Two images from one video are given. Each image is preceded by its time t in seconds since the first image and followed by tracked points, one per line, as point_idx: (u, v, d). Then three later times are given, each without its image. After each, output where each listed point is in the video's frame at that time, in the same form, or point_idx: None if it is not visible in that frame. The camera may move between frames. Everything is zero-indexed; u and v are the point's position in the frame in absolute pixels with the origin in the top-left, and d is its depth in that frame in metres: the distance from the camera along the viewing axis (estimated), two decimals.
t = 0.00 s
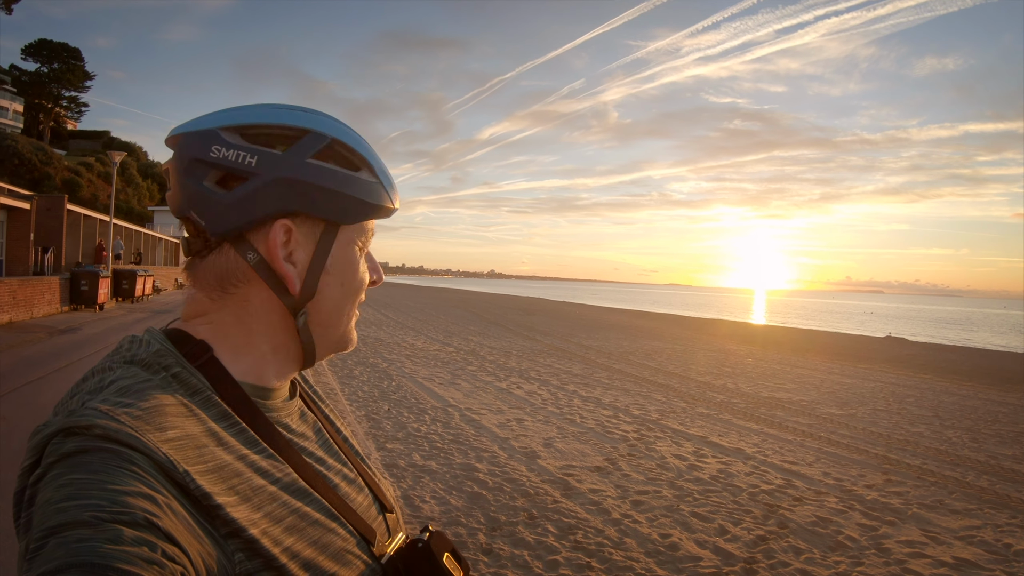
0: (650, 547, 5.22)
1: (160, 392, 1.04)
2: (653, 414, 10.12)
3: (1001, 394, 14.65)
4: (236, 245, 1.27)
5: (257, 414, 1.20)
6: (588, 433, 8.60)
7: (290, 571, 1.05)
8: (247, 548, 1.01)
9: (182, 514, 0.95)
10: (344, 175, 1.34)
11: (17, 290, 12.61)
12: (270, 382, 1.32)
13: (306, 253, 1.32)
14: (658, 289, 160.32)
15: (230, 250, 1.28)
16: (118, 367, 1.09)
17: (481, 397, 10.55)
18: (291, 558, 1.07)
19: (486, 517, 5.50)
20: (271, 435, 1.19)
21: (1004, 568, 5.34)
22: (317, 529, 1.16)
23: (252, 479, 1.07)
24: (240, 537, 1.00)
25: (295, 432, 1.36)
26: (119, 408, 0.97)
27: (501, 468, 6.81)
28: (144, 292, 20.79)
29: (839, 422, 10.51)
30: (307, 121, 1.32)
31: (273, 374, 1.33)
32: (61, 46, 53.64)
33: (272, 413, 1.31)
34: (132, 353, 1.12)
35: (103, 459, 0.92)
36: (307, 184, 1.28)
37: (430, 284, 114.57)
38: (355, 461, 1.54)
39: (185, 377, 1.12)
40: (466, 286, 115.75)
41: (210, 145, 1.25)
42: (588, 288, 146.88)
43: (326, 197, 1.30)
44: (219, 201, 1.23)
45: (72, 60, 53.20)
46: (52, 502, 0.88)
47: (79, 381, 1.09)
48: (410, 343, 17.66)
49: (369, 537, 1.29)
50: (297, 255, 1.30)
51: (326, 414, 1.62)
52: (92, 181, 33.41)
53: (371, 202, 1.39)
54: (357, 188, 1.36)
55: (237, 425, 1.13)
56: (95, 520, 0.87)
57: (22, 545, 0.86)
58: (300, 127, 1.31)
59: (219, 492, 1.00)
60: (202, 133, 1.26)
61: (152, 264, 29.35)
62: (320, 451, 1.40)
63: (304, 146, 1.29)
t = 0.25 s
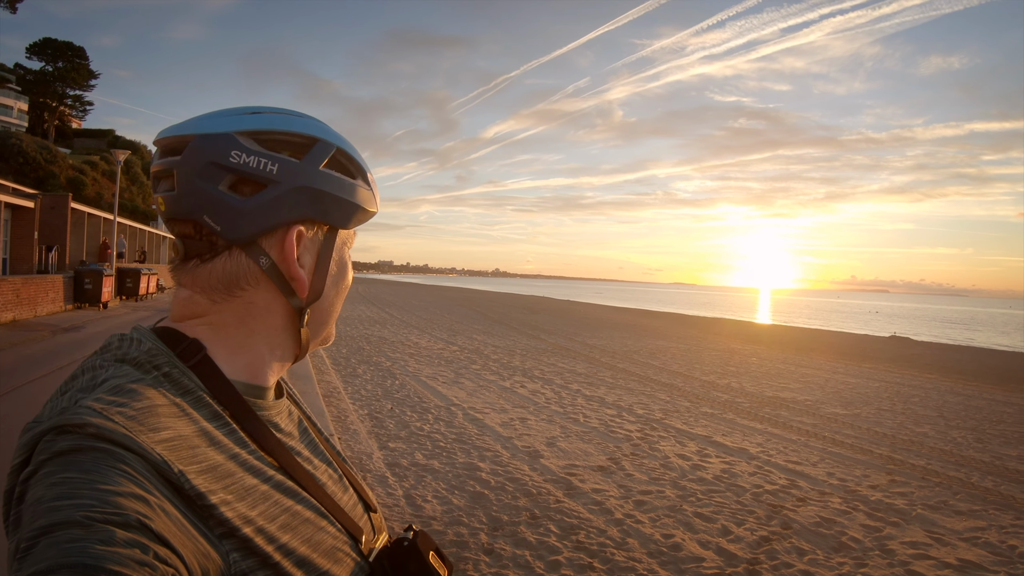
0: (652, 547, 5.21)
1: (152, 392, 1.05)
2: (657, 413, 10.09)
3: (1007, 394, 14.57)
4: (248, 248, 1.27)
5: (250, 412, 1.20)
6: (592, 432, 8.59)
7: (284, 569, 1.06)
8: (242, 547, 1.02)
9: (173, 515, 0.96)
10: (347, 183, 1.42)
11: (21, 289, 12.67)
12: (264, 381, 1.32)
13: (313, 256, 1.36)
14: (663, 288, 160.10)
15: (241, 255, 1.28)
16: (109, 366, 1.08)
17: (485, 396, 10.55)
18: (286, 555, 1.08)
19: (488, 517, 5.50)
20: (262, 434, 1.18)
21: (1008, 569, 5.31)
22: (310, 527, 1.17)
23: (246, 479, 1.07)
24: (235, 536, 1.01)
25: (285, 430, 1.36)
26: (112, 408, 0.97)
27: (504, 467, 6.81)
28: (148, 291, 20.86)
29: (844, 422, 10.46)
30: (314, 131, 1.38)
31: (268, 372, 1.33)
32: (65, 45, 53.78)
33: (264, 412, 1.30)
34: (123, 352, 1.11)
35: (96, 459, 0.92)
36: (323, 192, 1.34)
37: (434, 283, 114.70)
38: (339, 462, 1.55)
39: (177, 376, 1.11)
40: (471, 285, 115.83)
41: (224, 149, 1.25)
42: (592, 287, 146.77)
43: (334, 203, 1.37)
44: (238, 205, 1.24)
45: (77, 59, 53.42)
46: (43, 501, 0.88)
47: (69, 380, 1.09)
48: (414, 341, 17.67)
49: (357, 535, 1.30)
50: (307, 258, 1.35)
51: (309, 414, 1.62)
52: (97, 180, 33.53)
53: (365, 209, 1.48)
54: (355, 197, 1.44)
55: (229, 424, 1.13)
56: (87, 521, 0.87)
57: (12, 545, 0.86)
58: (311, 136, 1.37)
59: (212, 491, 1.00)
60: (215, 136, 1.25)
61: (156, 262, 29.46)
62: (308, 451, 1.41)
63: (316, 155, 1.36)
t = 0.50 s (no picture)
0: (656, 547, 5.20)
1: (143, 394, 1.05)
2: (663, 412, 10.07)
3: (1016, 393, 14.47)
4: (238, 250, 1.28)
5: (239, 414, 1.20)
6: (597, 431, 8.58)
7: (273, 571, 1.08)
8: (232, 549, 1.03)
9: (163, 518, 0.96)
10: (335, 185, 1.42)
11: (27, 287, 12.74)
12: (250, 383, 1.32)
13: (302, 258, 1.36)
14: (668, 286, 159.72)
15: (230, 256, 1.28)
16: (98, 367, 1.08)
17: (490, 394, 10.55)
18: (275, 557, 1.10)
19: (492, 515, 5.50)
20: (250, 435, 1.19)
21: (1014, 571, 5.28)
22: (298, 529, 1.19)
23: (236, 481, 1.09)
24: (225, 539, 1.02)
25: (271, 433, 1.37)
26: (103, 410, 0.97)
27: (508, 465, 6.81)
28: (153, 288, 20.93)
29: (850, 421, 10.41)
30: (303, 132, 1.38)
31: (256, 374, 1.33)
32: (72, 43, 54.00)
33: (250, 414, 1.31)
34: (112, 353, 1.11)
35: (86, 461, 0.92)
36: (312, 195, 1.35)
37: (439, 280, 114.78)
38: (325, 464, 1.58)
39: (166, 378, 1.11)
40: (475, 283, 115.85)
41: (213, 150, 1.24)
42: (597, 285, 146.56)
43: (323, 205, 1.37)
44: (229, 206, 1.24)
45: (83, 57, 53.60)
46: (32, 504, 0.87)
47: (56, 382, 1.08)
48: (420, 339, 17.68)
49: (344, 537, 1.33)
50: (296, 260, 1.35)
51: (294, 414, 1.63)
52: (104, 178, 33.70)
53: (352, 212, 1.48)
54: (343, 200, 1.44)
55: (218, 426, 1.14)
56: (79, 523, 0.87)
57: None
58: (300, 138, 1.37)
59: (203, 493, 1.01)
60: (207, 137, 1.25)
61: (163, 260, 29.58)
62: (294, 453, 1.43)
63: (306, 158, 1.36)
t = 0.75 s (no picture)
0: (664, 548, 5.19)
1: (134, 395, 1.05)
2: (672, 412, 10.05)
3: None
4: (227, 250, 1.28)
5: (230, 414, 1.20)
6: (606, 431, 8.56)
7: (268, 569, 1.09)
8: (227, 549, 1.04)
9: (157, 519, 0.96)
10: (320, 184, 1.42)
11: (36, 284, 12.85)
12: (240, 385, 1.32)
13: (291, 258, 1.37)
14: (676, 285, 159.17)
15: (219, 256, 1.28)
16: (89, 369, 1.08)
17: (499, 393, 10.56)
18: (270, 556, 1.11)
19: (499, 515, 5.51)
20: (242, 434, 1.19)
21: None
22: (293, 528, 1.20)
23: (228, 481, 1.09)
24: (220, 539, 1.03)
25: (263, 432, 1.38)
26: (94, 412, 0.98)
27: (515, 465, 6.81)
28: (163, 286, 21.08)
29: (860, 422, 10.34)
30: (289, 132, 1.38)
31: (245, 374, 1.33)
32: (83, 42, 54.36)
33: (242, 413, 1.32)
34: (102, 355, 1.10)
35: (79, 464, 0.93)
36: (299, 194, 1.35)
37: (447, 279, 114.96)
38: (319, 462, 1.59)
39: (157, 379, 1.12)
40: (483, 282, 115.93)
41: (195, 148, 1.25)
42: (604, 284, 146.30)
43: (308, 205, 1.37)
44: (218, 206, 1.24)
45: (94, 56, 54.02)
46: (26, 507, 0.88)
47: (47, 385, 1.08)
48: (429, 338, 17.73)
49: (340, 534, 1.35)
50: (285, 260, 1.36)
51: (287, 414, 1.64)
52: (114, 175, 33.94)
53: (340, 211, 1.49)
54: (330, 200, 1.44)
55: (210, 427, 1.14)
56: (71, 528, 0.87)
57: None
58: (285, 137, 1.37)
59: (196, 494, 1.02)
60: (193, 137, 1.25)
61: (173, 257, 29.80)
62: (288, 452, 1.44)
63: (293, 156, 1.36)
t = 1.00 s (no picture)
0: (672, 548, 5.18)
1: (132, 392, 1.06)
2: (681, 412, 10.01)
3: None
4: (223, 247, 1.28)
5: (228, 412, 1.22)
6: (615, 430, 8.55)
7: (265, 567, 1.10)
8: (224, 546, 1.05)
9: (155, 514, 0.97)
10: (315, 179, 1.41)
11: (47, 282, 12.98)
12: (239, 380, 1.33)
13: (287, 255, 1.37)
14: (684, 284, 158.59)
15: (215, 253, 1.28)
16: (88, 366, 1.09)
17: (508, 392, 10.56)
18: (268, 553, 1.11)
19: (508, 515, 5.51)
20: (240, 431, 1.20)
21: None
22: (290, 525, 1.20)
23: (227, 477, 1.10)
24: (217, 536, 1.04)
25: (261, 429, 1.40)
26: (92, 408, 0.98)
27: (525, 464, 6.82)
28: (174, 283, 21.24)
29: (870, 423, 10.26)
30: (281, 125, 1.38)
31: (242, 370, 1.34)
32: (94, 40, 54.68)
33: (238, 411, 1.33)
34: (100, 353, 1.12)
35: (77, 460, 0.93)
36: (294, 190, 1.35)
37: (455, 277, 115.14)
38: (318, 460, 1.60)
39: (155, 376, 1.12)
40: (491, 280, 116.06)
41: (187, 143, 1.25)
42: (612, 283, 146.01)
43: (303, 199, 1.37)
44: (212, 203, 1.24)
45: (105, 56, 54.47)
46: (23, 504, 0.87)
47: (46, 382, 1.09)
48: (439, 336, 17.76)
49: (337, 532, 1.36)
50: (281, 257, 1.36)
51: (286, 411, 1.65)
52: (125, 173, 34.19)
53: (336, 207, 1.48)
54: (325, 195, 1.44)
55: (208, 424, 1.15)
56: (70, 523, 0.87)
57: None
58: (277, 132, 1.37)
59: (194, 490, 1.02)
60: (189, 134, 1.26)
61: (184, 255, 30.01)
62: (285, 450, 1.45)
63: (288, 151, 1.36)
